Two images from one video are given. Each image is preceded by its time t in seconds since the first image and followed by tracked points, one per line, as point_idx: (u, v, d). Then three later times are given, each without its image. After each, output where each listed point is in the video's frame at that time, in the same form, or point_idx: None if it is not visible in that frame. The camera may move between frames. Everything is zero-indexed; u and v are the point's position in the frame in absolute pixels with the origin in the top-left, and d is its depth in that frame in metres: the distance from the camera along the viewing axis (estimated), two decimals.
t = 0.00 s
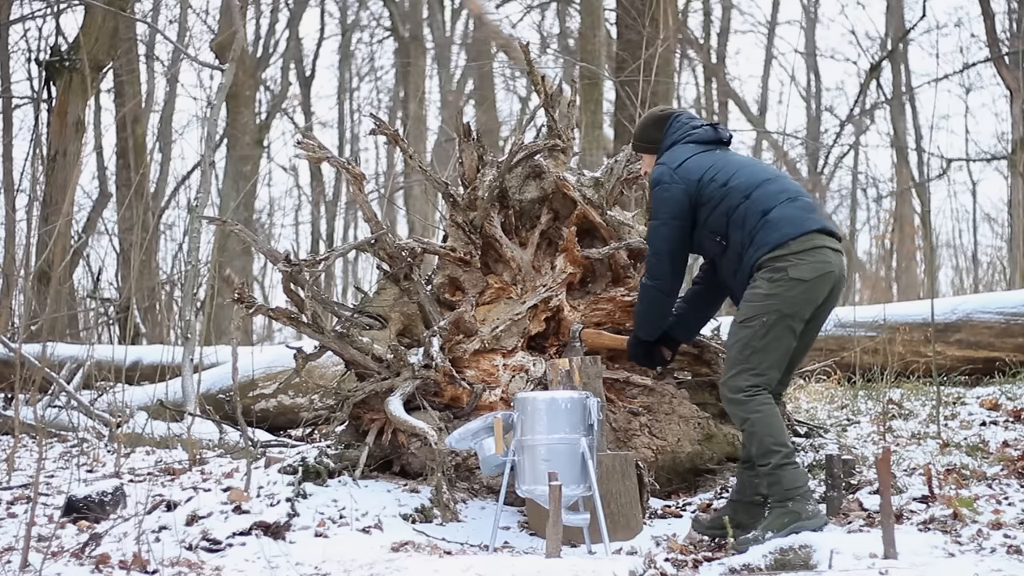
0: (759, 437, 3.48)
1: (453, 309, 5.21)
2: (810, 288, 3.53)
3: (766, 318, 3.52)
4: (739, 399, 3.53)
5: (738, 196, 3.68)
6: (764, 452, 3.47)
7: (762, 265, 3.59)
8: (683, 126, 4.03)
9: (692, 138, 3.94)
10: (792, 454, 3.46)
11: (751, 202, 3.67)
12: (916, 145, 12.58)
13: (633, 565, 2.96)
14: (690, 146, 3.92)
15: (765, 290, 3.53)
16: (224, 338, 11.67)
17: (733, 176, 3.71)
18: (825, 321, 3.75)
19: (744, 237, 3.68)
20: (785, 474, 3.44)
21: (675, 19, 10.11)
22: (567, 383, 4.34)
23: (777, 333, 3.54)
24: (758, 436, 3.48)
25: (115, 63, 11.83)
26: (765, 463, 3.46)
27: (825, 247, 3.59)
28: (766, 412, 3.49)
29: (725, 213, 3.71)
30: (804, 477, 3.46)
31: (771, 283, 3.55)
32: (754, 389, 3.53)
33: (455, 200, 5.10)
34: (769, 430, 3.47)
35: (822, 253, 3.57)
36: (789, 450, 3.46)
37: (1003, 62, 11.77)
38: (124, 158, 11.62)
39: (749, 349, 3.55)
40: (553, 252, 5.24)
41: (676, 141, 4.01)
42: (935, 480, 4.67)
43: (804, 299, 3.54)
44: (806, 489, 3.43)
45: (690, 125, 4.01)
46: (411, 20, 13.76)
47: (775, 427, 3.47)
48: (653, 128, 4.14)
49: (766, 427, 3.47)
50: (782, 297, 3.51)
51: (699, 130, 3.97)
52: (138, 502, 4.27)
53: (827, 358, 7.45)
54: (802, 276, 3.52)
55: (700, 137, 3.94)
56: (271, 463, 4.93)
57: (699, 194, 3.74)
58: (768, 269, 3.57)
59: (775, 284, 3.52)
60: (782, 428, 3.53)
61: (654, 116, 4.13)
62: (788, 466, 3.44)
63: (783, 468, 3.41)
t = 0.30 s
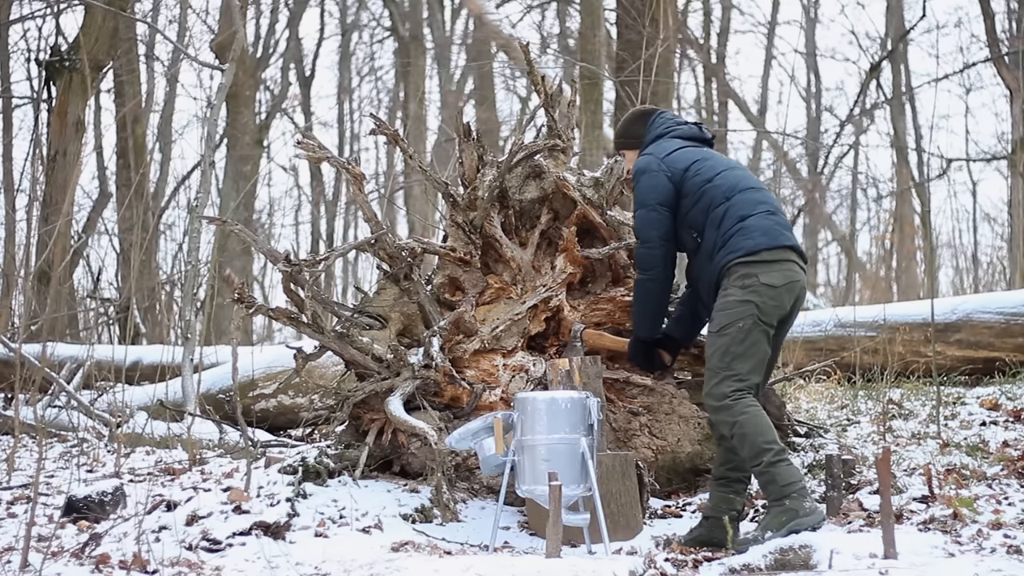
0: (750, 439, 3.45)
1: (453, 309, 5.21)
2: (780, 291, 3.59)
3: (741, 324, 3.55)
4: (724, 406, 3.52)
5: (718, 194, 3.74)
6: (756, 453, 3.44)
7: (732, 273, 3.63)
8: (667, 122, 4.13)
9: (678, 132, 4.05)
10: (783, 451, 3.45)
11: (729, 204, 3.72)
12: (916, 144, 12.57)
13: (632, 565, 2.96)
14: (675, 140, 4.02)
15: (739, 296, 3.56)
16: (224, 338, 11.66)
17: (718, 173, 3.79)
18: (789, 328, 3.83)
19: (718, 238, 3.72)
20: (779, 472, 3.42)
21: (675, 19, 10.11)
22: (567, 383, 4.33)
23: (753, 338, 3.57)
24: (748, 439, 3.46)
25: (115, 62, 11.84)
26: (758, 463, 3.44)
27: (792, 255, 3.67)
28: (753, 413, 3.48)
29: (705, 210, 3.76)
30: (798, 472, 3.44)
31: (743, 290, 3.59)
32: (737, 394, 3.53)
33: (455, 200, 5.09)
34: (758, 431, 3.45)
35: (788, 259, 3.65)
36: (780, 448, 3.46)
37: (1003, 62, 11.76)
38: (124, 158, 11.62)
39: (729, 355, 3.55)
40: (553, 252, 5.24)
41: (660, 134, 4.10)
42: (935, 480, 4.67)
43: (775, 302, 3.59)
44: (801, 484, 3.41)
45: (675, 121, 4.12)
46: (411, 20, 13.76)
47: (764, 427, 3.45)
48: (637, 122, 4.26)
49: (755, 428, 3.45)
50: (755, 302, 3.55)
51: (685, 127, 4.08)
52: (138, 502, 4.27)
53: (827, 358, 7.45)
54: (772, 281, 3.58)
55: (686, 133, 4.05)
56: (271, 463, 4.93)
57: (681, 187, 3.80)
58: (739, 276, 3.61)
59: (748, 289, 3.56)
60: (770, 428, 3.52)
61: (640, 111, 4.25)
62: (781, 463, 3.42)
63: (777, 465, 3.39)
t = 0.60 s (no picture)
0: (725, 451, 3.43)
1: (453, 309, 5.21)
2: (748, 297, 3.50)
3: (710, 336, 3.49)
4: (698, 420, 3.49)
5: (669, 227, 3.77)
6: (731, 464, 3.42)
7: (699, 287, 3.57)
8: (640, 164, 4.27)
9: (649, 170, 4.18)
10: (760, 461, 3.42)
11: (681, 235, 3.74)
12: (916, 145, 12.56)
13: (632, 565, 2.96)
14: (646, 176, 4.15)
15: (705, 310, 3.50)
16: (224, 338, 11.66)
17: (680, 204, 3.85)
18: (774, 323, 3.69)
19: (677, 267, 3.70)
20: (756, 482, 3.38)
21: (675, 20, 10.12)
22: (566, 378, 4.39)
23: (725, 347, 3.50)
24: (723, 451, 3.43)
25: (115, 62, 11.85)
26: (734, 475, 3.42)
27: (754, 257, 3.58)
28: (728, 426, 3.45)
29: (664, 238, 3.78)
30: (776, 481, 3.40)
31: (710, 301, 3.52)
32: (712, 407, 3.49)
33: (455, 201, 5.10)
34: (733, 443, 3.42)
35: (754, 266, 3.55)
36: (756, 458, 3.42)
37: (1003, 62, 11.76)
38: (124, 158, 11.62)
39: (700, 368, 3.51)
40: (553, 253, 5.24)
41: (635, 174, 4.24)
42: (935, 480, 4.67)
43: (744, 309, 3.50)
44: (778, 495, 3.37)
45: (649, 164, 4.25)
46: (411, 20, 13.76)
47: (739, 439, 3.43)
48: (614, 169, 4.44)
49: (730, 440, 3.43)
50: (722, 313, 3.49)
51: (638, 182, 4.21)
52: (138, 502, 4.27)
53: (827, 358, 7.45)
54: (736, 285, 3.49)
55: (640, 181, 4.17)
56: (271, 463, 4.93)
57: (636, 226, 3.83)
58: (703, 288, 3.55)
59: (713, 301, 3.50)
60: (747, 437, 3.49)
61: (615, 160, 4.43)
62: (757, 473, 3.39)
63: (752, 476, 3.36)
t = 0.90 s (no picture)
0: (727, 451, 3.43)
1: (453, 309, 5.21)
2: (774, 311, 3.52)
3: (727, 341, 3.52)
4: (699, 419, 3.50)
5: (706, 220, 3.75)
6: (733, 464, 3.42)
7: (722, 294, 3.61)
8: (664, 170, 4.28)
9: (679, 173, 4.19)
10: (763, 463, 3.42)
11: (718, 231, 3.71)
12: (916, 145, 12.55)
13: (632, 565, 2.96)
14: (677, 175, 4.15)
15: (729, 314, 3.53)
16: (224, 338, 11.66)
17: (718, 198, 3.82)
18: (791, 340, 3.72)
19: (710, 265, 3.71)
20: (759, 483, 3.39)
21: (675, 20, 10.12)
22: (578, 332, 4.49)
23: (740, 355, 3.52)
24: (725, 451, 3.44)
25: (115, 62, 11.85)
26: (736, 474, 3.42)
27: (789, 273, 3.59)
28: (730, 427, 3.46)
29: (697, 233, 3.77)
30: (778, 484, 3.41)
31: (735, 309, 3.54)
32: (714, 408, 3.51)
33: (455, 201, 5.10)
34: (735, 444, 3.43)
35: (786, 281, 3.57)
36: (759, 459, 3.43)
37: (1003, 62, 11.75)
38: (124, 158, 11.62)
39: (710, 371, 3.53)
40: (553, 253, 5.23)
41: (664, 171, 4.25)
42: (935, 480, 4.67)
43: (767, 320, 3.52)
44: (782, 496, 3.37)
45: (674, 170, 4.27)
46: (411, 20, 13.75)
47: (743, 441, 3.43)
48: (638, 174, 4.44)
49: (732, 441, 3.43)
50: (743, 320, 3.50)
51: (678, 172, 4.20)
52: (138, 503, 4.27)
53: (827, 358, 7.45)
54: (766, 299, 3.50)
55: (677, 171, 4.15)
56: (271, 463, 4.93)
57: (669, 209, 3.85)
58: (732, 295, 3.57)
59: (738, 309, 3.52)
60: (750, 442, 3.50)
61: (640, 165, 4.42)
62: (760, 475, 3.39)
63: (756, 476, 3.37)
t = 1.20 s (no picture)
0: (737, 449, 3.43)
1: (453, 309, 5.21)
2: (773, 302, 3.51)
3: (732, 330, 3.50)
4: (714, 413, 3.48)
5: (733, 191, 3.58)
6: (741, 463, 3.42)
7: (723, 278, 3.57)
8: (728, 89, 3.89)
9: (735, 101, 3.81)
10: (770, 463, 3.43)
11: (738, 207, 3.56)
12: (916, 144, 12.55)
13: (632, 564, 2.96)
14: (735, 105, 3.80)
15: (731, 303, 3.51)
16: (224, 338, 11.67)
17: (751, 169, 3.59)
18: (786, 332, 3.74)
19: (717, 236, 3.60)
20: (764, 483, 3.39)
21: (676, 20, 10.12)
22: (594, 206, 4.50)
23: (745, 345, 3.51)
24: (735, 448, 3.43)
25: (115, 63, 11.85)
26: (744, 473, 3.42)
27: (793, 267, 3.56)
28: (741, 423, 3.45)
29: (717, 201, 3.61)
30: (783, 485, 3.41)
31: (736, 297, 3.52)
32: (729, 402, 3.49)
33: (455, 201, 5.09)
34: (746, 443, 3.43)
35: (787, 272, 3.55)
36: (766, 460, 3.44)
37: (1003, 62, 11.75)
38: (124, 158, 11.62)
39: (717, 361, 3.51)
40: (553, 252, 5.22)
41: (725, 91, 3.86)
42: (935, 480, 4.67)
43: (768, 311, 3.52)
44: (784, 497, 3.38)
45: (739, 91, 3.87)
46: (411, 20, 13.75)
47: (752, 439, 3.43)
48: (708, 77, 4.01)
49: (743, 439, 3.43)
50: (746, 310, 3.49)
51: (742, 98, 3.84)
52: (138, 502, 4.27)
53: (827, 358, 7.45)
54: (766, 289, 3.50)
55: (739, 103, 3.80)
56: (271, 463, 4.93)
57: (706, 154, 3.63)
58: (730, 282, 3.54)
59: (740, 297, 3.50)
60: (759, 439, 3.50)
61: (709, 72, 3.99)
62: (766, 476, 3.40)
63: (762, 476, 3.37)
